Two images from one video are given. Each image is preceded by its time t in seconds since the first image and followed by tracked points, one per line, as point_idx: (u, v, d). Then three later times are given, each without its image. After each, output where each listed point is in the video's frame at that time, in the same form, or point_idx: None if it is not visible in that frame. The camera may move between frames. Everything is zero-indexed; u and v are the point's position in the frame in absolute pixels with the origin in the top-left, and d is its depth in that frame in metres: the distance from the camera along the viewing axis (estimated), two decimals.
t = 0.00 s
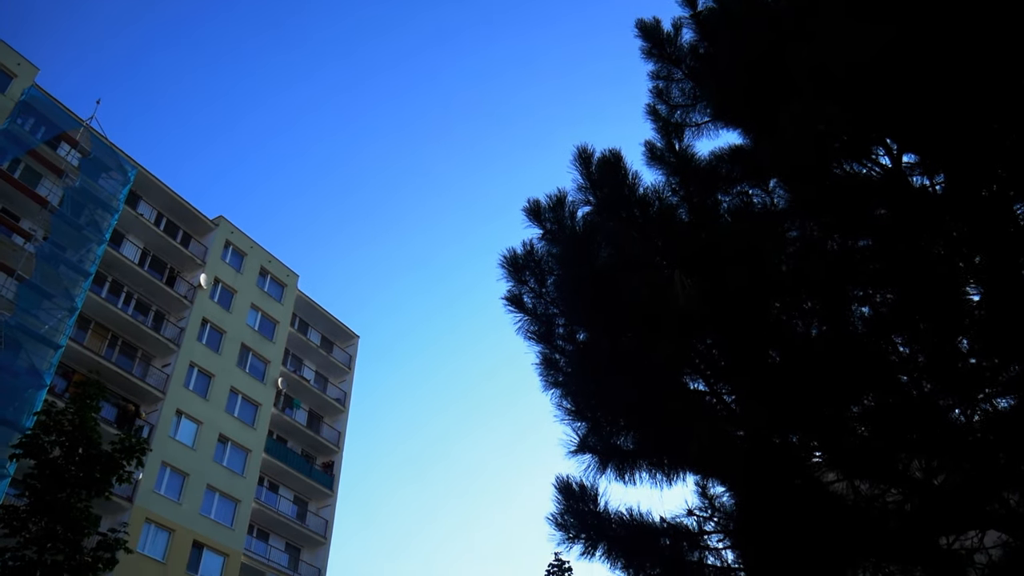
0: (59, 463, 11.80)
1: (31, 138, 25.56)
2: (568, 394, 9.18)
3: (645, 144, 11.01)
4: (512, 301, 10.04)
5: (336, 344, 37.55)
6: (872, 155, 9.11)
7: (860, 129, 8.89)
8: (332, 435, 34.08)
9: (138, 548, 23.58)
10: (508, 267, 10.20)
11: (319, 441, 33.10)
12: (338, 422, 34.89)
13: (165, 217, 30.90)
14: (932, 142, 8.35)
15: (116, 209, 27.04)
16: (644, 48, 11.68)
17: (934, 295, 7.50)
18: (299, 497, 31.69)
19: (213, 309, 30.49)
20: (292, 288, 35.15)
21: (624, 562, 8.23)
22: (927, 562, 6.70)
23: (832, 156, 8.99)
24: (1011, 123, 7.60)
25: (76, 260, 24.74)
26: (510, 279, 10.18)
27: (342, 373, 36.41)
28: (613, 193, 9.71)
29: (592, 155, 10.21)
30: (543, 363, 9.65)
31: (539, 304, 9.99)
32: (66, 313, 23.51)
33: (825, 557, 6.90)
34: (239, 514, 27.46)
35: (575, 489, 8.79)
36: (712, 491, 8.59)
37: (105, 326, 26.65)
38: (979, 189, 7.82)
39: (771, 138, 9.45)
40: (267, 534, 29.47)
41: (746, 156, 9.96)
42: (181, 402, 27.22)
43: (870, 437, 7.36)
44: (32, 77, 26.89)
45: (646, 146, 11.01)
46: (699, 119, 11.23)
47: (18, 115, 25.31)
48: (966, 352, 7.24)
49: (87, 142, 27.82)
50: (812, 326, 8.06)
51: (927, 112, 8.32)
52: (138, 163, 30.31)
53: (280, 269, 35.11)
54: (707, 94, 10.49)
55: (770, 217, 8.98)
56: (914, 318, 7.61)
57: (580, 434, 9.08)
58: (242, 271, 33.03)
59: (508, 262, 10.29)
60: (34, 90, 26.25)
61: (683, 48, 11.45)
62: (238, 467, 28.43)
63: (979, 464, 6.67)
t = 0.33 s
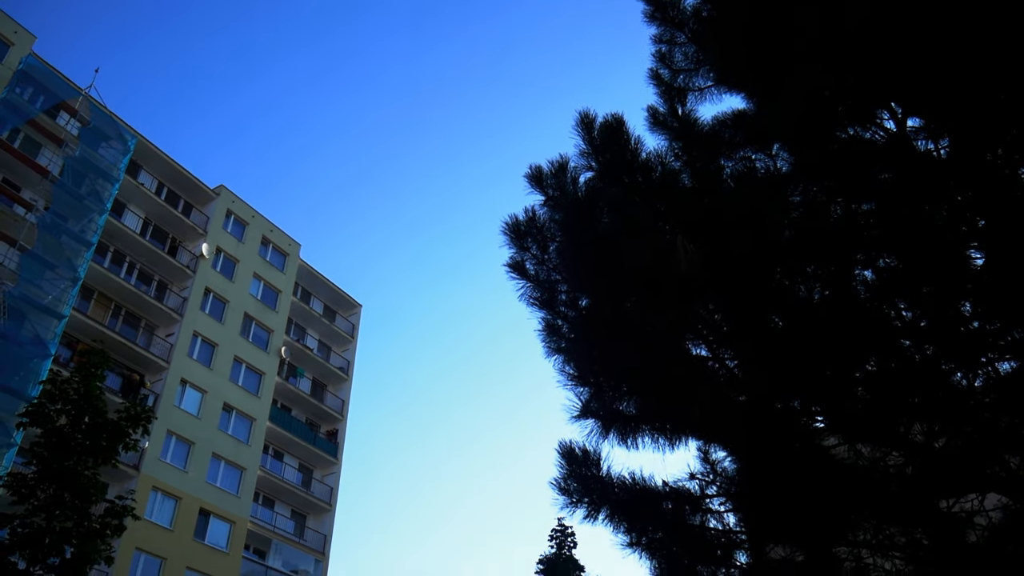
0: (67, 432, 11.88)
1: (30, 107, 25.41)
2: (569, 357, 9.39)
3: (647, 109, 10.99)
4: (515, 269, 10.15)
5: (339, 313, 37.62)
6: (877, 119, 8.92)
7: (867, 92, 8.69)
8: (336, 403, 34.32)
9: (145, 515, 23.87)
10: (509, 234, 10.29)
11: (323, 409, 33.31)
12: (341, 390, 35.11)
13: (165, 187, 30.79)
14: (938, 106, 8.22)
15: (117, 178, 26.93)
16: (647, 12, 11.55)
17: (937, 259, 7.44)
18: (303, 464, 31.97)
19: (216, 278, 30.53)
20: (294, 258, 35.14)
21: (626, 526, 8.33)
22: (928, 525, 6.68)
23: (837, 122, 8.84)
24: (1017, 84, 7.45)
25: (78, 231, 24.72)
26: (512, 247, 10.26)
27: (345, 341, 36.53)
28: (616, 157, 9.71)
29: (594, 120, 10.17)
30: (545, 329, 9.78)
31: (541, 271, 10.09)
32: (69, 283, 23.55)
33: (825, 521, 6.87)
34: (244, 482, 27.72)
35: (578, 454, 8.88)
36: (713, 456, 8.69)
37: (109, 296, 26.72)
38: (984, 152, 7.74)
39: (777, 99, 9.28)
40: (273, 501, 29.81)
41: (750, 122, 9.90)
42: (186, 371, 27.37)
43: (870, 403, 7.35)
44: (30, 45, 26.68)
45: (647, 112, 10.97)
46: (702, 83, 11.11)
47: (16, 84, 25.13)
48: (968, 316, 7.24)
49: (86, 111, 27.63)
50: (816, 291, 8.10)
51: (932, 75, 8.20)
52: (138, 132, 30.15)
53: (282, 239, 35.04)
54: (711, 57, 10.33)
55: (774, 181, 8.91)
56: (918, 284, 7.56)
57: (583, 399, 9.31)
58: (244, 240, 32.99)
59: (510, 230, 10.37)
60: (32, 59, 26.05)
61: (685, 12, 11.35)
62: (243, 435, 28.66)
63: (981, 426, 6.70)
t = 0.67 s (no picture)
0: (73, 400, 11.96)
1: (29, 76, 25.25)
2: (570, 323, 9.64)
3: (653, 76, 11.01)
4: (519, 237, 10.32)
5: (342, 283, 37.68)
6: (884, 86, 8.81)
7: (871, 62, 8.67)
8: (339, 373, 34.51)
9: (151, 483, 24.12)
10: (514, 202, 10.48)
11: (326, 379, 33.48)
12: (345, 359, 35.29)
13: (167, 157, 30.67)
14: (947, 73, 8.06)
15: (118, 148, 26.82)
16: None
17: (943, 228, 7.35)
18: (308, 433, 32.19)
19: (219, 248, 30.52)
20: (297, 228, 35.10)
21: (629, 492, 8.41)
22: (927, 493, 6.69)
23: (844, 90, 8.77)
24: None
25: (80, 200, 24.68)
26: (516, 215, 10.46)
27: (348, 311, 36.63)
28: (621, 125, 9.77)
29: (599, 86, 10.23)
30: (549, 297, 9.92)
31: (545, 239, 10.24)
32: (73, 253, 23.54)
33: (826, 485, 6.97)
34: (249, 450, 27.95)
35: (581, 422, 9.02)
36: (715, 425, 8.75)
37: (112, 266, 26.78)
38: (992, 121, 7.53)
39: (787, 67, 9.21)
40: (277, 469, 30.06)
41: (757, 90, 9.82)
42: (190, 341, 27.47)
43: (871, 374, 7.31)
44: (29, 13, 26.44)
45: (653, 78, 10.99)
46: (707, 51, 11.04)
47: (15, 53, 24.93)
48: (973, 285, 7.17)
49: (86, 80, 27.45)
50: (819, 260, 8.11)
51: (939, 42, 8.03)
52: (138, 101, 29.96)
53: (285, 209, 34.97)
54: (716, 24, 10.20)
55: (778, 149, 8.93)
56: (921, 253, 7.49)
57: (587, 366, 9.50)
58: (247, 210, 32.95)
59: (514, 199, 10.57)
60: (31, 27, 25.82)
61: None
62: (247, 404, 28.83)
63: (982, 394, 6.68)
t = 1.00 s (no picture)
0: (81, 368, 12.03)
1: (31, 45, 25.08)
2: (575, 291, 9.70)
3: (658, 42, 10.88)
4: (523, 204, 10.41)
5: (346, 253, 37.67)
6: (891, 52, 8.74)
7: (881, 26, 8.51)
8: (344, 342, 34.62)
9: (159, 451, 24.36)
10: (518, 169, 10.59)
11: (331, 348, 33.63)
12: (350, 328, 35.42)
13: (170, 126, 30.54)
14: (956, 38, 7.92)
15: (121, 117, 26.71)
16: None
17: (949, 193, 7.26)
18: (313, 402, 32.38)
19: (224, 218, 30.50)
20: (301, 197, 35.04)
21: (633, 459, 8.48)
22: (930, 459, 6.74)
23: (853, 56, 8.64)
24: None
25: (84, 170, 24.64)
26: (521, 183, 10.55)
27: (352, 281, 36.69)
28: (627, 89, 9.85)
29: (603, 52, 10.30)
30: (555, 265, 10.11)
31: (549, 207, 10.32)
32: (78, 223, 23.55)
33: (830, 452, 7.02)
34: (256, 419, 28.16)
35: (586, 388, 9.09)
36: (719, 393, 8.81)
37: (116, 236, 26.82)
38: (1004, 86, 7.33)
39: (795, 33, 9.08)
40: (284, 438, 30.31)
41: (764, 55, 9.69)
42: (195, 310, 27.58)
43: (876, 341, 7.32)
44: None
45: (658, 44, 10.86)
46: (715, 15, 10.82)
47: (16, 21, 24.72)
48: (980, 251, 7.04)
49: (88, 48, 27.26)
50: (825, 225, 7.94)
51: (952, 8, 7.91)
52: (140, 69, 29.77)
53: (289, 178, 34.90)
54: None
55: (787, 115, 8.84)
56: (926, 218, 7.43)
57: (592, 333, 9.71)
58: (251, 179, 32.89)
59: (519, 165, 10.67)
60: None
61: None
62: (253, 373, 29.00)
63: (987, 360, 6.64)
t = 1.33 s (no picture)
0: (87, 336, 12.07)
1: (30, 11, 24.85)
2: (576, 257, 10.01)
3: (664, 5, 10.74)
4: (526, 169, 10.53)
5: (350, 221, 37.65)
6: (901, 14, 8.37)
7: None
8: (348, 310, 34.73)
9: (166, 417, 24.57)
10: (521, 134, 10.68)
11: (335, 316, 33.74)
12: (354, 296, 35.54)
13: (172, 93, 30.35)
14: None
15: (121, 85, 26.51)
16: None
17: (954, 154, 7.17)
18: (317, 369, 32.56)
19: (226, 186, 30.44)
20: (303, 164, 34.93)
21: (635, 423, 8.58)
22: (933, 423, 6.74)
23: (859, 18, 8.34)
24: None
25: (85, 138, 24.54)
26: (524, 148, 10.65)
27: (356, 249, 36.73)
28: (631, 55, 9.99)
29: (608, 15, 10.36)
30: (558, 231, 10.28)
31: (552, 171, 10.44)
32: (80, 191, 23.52)
33: (834, 416, 7.02)
34: (261, 386, 28.35)
35: (589, 352, 9.17)
36: (722, 358, 8.84)
37: (118, 204, 26.75)
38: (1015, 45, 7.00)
39: None
40: (288, 405, 30.48)
41: (771, 18, 9.52)
42: (200, 278, 27.65)
43: (879, 305, 7.21)
44: None
45: (664, 7, 10.75)
46: None
47: None
48: (986, 216, 6.93)
49: (88, 14, 26.99)
50: (831, 189, 7.96)
51: None
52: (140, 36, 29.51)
53: (291, 145, 34.76)
54: None
55: (792, 79, 8.73)
56: (932, 181, 7.29)
57: (594, 297, 9.96)
58: (253, 146, 32.76)
59: (523, 131, 10.75)
60: None
61: None
62: (258, 341, 29.13)
63: (992, 327, 6.39)
